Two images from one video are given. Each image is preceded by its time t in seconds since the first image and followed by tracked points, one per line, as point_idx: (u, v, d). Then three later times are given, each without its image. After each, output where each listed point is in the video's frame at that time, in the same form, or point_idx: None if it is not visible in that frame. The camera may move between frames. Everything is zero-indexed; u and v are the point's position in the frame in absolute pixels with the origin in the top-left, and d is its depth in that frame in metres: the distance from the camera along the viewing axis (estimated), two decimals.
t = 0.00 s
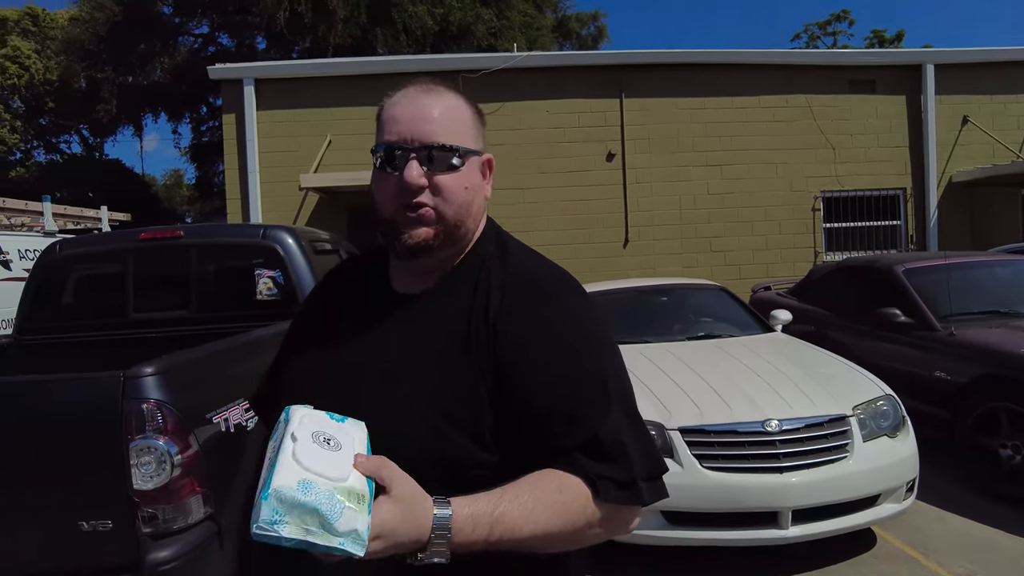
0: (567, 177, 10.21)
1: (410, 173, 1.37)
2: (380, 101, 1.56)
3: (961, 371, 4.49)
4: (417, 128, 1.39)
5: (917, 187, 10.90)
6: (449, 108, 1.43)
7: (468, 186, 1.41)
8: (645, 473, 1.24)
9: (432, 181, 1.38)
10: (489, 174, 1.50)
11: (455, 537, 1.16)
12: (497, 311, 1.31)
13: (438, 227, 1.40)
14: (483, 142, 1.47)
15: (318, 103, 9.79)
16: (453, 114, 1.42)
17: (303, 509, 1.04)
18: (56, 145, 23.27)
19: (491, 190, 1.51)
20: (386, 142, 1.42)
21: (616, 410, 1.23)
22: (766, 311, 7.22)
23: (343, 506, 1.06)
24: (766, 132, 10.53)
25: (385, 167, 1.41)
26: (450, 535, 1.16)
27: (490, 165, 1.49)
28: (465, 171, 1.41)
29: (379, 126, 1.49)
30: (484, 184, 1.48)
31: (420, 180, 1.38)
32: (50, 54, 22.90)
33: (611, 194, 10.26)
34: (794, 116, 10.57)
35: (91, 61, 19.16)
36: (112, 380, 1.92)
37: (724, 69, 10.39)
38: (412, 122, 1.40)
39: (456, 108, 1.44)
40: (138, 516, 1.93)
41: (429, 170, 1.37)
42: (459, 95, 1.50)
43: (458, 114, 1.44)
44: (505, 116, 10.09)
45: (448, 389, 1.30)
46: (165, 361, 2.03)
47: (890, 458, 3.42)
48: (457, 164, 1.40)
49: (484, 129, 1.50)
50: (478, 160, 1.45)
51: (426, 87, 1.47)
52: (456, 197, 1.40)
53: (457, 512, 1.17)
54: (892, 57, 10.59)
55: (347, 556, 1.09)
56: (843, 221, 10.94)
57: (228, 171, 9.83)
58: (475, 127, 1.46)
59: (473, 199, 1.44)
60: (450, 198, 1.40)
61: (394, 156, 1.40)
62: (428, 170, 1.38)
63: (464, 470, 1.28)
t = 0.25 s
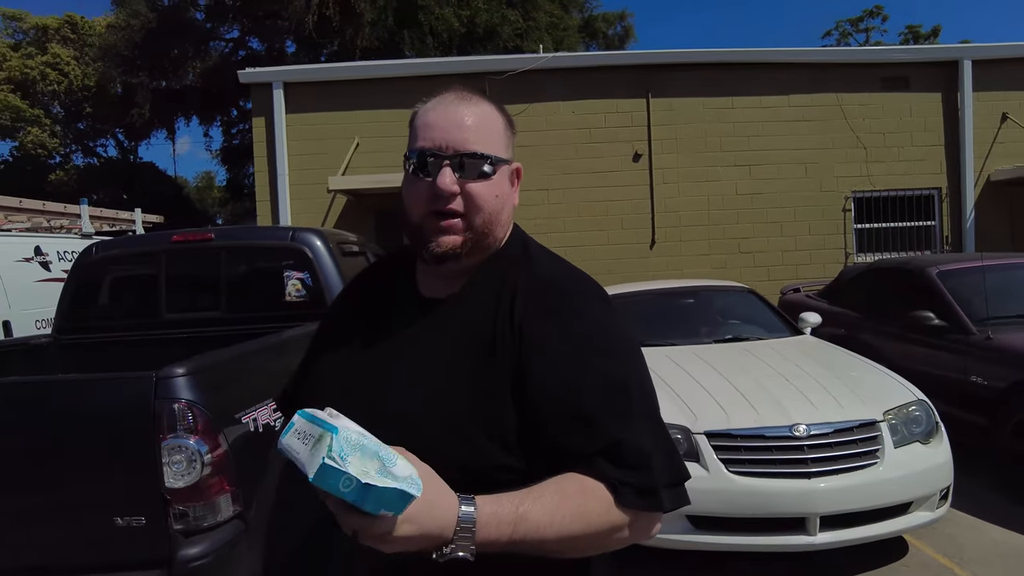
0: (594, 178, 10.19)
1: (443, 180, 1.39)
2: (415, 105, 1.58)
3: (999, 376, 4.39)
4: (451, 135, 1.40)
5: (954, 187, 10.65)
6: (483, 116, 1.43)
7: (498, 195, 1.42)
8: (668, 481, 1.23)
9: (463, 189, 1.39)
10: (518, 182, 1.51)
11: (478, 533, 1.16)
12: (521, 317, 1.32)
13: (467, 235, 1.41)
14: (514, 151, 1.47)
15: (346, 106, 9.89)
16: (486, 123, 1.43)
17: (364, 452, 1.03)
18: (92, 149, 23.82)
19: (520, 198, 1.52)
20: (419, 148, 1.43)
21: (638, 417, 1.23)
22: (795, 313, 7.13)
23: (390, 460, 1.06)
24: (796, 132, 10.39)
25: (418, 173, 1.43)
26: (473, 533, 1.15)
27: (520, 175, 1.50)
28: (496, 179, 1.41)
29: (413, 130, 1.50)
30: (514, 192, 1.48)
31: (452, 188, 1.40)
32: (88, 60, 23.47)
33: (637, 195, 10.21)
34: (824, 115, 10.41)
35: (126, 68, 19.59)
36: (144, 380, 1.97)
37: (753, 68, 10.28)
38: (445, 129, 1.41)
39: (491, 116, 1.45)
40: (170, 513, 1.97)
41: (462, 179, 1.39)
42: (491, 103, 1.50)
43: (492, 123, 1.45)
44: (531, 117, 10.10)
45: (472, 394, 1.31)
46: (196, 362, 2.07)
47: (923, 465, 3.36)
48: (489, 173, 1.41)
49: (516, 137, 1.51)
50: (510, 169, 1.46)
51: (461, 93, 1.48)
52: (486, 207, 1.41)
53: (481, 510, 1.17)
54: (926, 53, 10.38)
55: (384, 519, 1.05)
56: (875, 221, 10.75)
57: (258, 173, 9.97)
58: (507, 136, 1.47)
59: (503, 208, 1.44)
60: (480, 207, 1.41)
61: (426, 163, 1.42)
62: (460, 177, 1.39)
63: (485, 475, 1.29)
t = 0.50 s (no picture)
0: (618, 179, 10.16)
1: (473, 186, 1.43)
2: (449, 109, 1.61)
3: None
4: (482, 142, 1.44)
5: (988, 187, 10.44)
6: (513, 122, 1.47)
7: (528, 201, 1.46)
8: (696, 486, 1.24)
9: (494, 195, 1.43)
10: (547, 186, 1.54)
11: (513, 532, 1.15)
12: (549, 322, 1.33)
13: (497, 238, 1.45)
14: (542, 156, 1.51)
15: (371, 108, 9.97)
16: (516, 128, 1.46)
17: (403, 471, 1.04)
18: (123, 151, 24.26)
19: (548, 203, 1.56)
20: (451, 154, 1.47)
21: (667, 423, 1.23)
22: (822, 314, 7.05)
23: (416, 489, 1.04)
24: (823, 131, 10.26)
25: (450, 177, 1.47)
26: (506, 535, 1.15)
27: (549, 180, 1.54)
28: (525, 185, 1.45)
29: (445, 136, 1.54)
30: (542, 197, 1.52)
31: (481, 194, 1.44)
32: (119, 64, 23.94)
33: (662, 196, 10.16)
34: (852, 114, 10.27)
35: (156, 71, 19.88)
36: (178, 379, 2.01)
37: (779, 66, 10.17)
38: (476, 135, 1.44)
39: (520, 121, 1.48)
40: (201, 510, 2.01)
41: (492, 185, 1.43)
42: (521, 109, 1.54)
43: (523, 129, 1.48)
44: (554, 118, 10.09)
45: (501, 398, 1.32)
46: (226, 362, 2.11)
47: (955, 471, 3.30)
48: (519, 177, 1.45)
49: (545, 142, 1.54)
50: (539, 174, 1.50)
51: (491, 100, 1.52)
52: (515, 210, 1.45)
53: (515, 513, 1.16)
54: (957, 50, 10.19)
55: (432, 532, 1.06)
56: (905, 221, 10.57)
57: (285, 175, 10.10)
58: (537, 142, 1.51)
59: (533, 212, 1.48)
60: (509, 210, 1.45)
61: (458, 168, 1.45)
62: (490, 182, 1.43)
63: (513, 478, 1.30)
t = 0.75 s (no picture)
0: (635, 179, 10.14)
1: (502, 194, 1.44)
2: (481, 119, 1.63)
3: None
4: (512, 149, 1.46)
5: (1012, 186, 10.30)
6: (542, 131, 1.48)
7: (557, 208, 1.47)
8: (731, 492, 1.24)
9: (524, 201, 1.45)
10: (577, 193, 1.55)
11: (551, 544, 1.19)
12: (582, 326, 1.34)
13: (526, 244, 1.46)
14: (572, 163, 1.51)
15: (389, 110, 10.02)
16: (545, 137, 1.48)
17: (436, 455, 1.09)
18: (143, 152, 24.56)
19: (578, 210, 1.56)
20: (482, 162, 1.49)
21: (701, 429, 1.24)
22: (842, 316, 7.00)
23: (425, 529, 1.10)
24: (843, 131, 10.18)
25: (481, 185, 1.49)
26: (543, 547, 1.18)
27: (579, 188, 1.55)
28: (554, 192, 1.47)
29: (476, 145, 1.56)
30: (572, 204, 1.53)
31: (509, 201, 1.45)
32: (140, 67, 24.24)
33: (679, 196, 10.12)
34: (873, 113, 10.17)
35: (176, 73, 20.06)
36: (206, 381, 2.04)
37: (798, 66, 10.10)
38: (506, 144, 1.46)
39: (550, 130, 1.50)
40: (229, 510, 2.03)
41: (522, 192, 1.44)
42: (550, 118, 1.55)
43: (552, 137, 1.50)
44: (571, 118, 10.08)
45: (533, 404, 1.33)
46: (254, 363, 2.15)
47: (979, 476, 3.27)
48: (548, 185, 1.46)
49: (575, 149, 1.55)
50: (569, 181, 1.51)
51: (521, 109, 1.54)
52: (544, 217, 1.46)
53: (551, 525, 1.20)
54: (979, 48, 10.07)
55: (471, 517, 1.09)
56: (926, 222, 10.45)
57: (303, 176, 10.18)
58: (566, 150, 1.52)
59: (562, 220, 1.49)
60: (538, 217, 1.46)
61: (488, 176, 1.47)
62: (518, 190, 1.45)
63: (547, 484, 1.31)
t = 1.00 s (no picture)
0: (645, 179, 10.15)
1: (522, 201, 1.48)
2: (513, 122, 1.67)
3: None
4: (534, 156, 1.49)
5: None
6: (564, 138, 1.50)
7: (578, 212, 1.49)
8: (766, 496, 1.28)
9: (544, 207, 1.47)
10: (604, 198, 1.56)
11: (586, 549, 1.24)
12: (617, 333, 1.39)
13: (546, 249, 1.49)
14: (597, 168, 1.52)
15: (400, 110, 10.07)
16: (567, 143, 1.50)
17: (452, 472, 1.17)
18: (154, 152, 24.69)
19: (607, 214, 1.57)
20: (508, 167, 1.52)
21: (737, 434, 1.27)
22: (854, 318, 6.99)
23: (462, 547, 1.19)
24: (854, 132, 10.15)
25: (506, 191, 1.53)
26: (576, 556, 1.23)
27: (607, 191, 1.56)
28: (576, 197, 1.48)
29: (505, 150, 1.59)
30: (597, 209, 1.54)
31: (529, 207, 1.48)
32: (151, 67, 24.38)
33: (689, 197, 10.12)
34: (884, 114, 10.15)
35: (187, 74, 20.13)
36: (234, 381, 2.08)
37: (810, 66, 10.09)
38: (529, 151, 1.49)
39: (574, 136, 1.52)
40: (255, 507, 2.07)
41: (541, 198, 1.46)
42: (577, 123, 1.56)
43: (578, 143, 1.52)
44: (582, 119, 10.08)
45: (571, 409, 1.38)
46: (279, 364, 2.19)
47: (996, 477, 3.27)
48: (570, 190, 1.48)
49: (602, 154, 1.55)
50: (593, 184, 1.52)
51: (548, 115, 1.56)
52: (565, 222, 1.48)
53: (586, 531, 1.25)
54: (992, 47, 10.03)
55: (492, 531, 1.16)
56: (938, 223, 10.40)
57: (314, 176, 10.23)
58: (593, 154, 1.53)
59: (585, 223, 1.51)
60: (559, 223, 1.48)
61: (512, 182, 1.51)
62: (539, 196, 1.47)
63: (582, 485, 1.36)
